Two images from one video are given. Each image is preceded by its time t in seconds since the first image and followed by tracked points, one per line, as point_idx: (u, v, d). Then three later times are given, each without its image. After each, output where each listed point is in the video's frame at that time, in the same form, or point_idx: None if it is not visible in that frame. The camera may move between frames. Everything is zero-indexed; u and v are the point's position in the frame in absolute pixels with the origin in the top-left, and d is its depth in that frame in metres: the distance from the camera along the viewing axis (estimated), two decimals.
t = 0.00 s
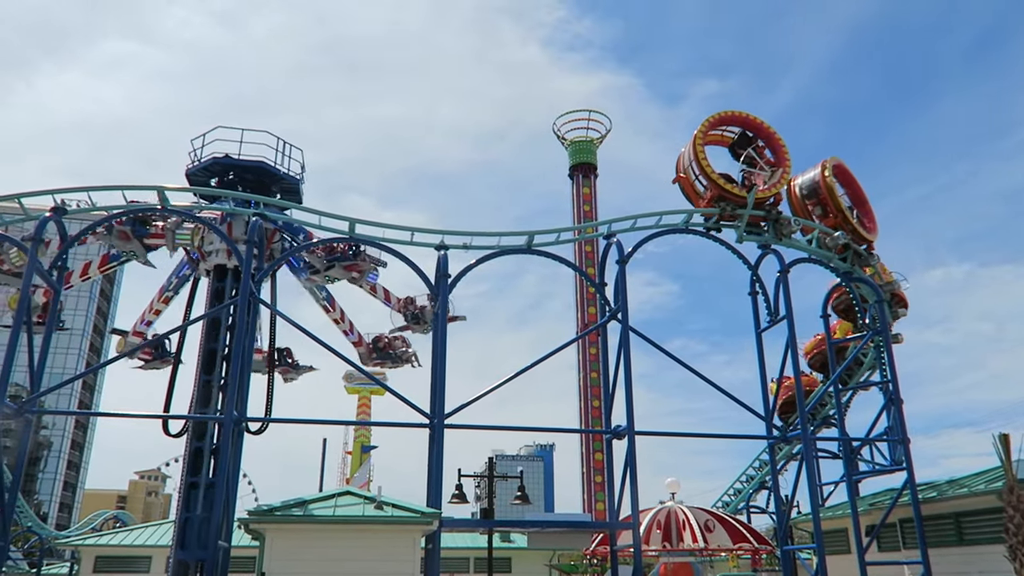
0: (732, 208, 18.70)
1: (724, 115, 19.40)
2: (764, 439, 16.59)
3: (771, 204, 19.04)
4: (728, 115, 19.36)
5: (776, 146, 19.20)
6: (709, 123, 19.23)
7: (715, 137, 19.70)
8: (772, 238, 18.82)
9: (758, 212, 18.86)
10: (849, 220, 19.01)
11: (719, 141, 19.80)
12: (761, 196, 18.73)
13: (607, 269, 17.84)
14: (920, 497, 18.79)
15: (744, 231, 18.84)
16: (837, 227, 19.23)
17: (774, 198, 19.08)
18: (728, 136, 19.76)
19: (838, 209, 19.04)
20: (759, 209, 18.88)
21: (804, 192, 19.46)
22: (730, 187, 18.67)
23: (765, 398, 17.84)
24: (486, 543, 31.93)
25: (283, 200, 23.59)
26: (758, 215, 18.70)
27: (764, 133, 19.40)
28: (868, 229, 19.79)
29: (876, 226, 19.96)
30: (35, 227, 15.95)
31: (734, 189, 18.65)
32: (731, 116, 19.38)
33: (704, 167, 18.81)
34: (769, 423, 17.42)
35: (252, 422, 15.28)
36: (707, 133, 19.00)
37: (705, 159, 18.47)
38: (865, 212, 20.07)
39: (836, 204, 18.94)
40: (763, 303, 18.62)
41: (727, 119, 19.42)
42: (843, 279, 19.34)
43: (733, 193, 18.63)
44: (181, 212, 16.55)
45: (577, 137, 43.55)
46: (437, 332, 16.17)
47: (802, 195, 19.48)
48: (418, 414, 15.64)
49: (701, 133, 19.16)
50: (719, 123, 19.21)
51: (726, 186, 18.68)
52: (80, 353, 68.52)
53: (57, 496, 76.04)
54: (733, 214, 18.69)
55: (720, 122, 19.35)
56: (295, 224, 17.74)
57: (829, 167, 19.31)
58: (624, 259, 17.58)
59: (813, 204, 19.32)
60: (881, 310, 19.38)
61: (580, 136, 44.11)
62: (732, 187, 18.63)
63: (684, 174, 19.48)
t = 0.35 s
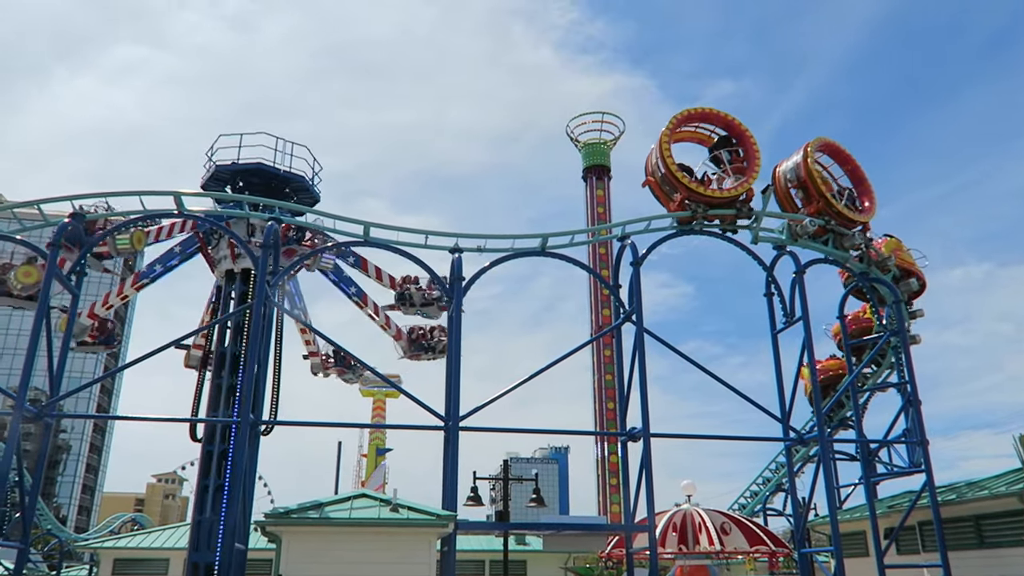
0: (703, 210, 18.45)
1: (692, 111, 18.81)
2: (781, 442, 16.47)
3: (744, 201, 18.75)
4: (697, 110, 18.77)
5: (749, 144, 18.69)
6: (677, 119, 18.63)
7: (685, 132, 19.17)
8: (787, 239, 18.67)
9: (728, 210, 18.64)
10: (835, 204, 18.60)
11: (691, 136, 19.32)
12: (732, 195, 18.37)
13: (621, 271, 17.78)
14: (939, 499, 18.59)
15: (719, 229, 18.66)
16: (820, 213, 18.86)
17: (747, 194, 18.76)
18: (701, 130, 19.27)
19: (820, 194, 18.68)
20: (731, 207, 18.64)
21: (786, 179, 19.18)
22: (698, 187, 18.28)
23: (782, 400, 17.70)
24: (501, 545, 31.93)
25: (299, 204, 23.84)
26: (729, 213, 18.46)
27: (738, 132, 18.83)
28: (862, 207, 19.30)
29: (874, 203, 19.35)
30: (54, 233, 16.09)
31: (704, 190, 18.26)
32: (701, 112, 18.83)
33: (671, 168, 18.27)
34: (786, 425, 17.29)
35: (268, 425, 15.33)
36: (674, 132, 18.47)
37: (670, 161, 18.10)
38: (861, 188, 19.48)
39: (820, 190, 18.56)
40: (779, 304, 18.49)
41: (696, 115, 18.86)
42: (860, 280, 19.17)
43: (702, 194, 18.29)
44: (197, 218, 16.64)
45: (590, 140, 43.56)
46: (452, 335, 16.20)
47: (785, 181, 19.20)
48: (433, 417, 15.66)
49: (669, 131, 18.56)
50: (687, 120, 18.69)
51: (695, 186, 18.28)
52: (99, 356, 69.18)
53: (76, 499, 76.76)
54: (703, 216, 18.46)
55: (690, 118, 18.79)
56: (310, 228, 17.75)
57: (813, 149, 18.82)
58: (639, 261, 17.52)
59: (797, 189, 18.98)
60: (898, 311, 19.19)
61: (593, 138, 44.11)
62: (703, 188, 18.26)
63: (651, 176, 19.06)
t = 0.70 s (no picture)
0: (672, 211, 18.15)
1: (658, 108, 18.35)
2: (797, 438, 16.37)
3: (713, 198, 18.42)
4: (662, 107, 18.28)
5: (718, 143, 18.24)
6: (641, 118, 18.22)
7: (654, 129, 18.70)
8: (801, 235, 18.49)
9: (697, 209, 18.31)
10: (809, 189, 18.20)
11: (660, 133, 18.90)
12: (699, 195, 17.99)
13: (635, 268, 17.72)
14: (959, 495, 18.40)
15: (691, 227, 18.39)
16: (795, 199, 18.47)
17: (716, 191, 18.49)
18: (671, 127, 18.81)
19: (793, 180, 18.33)
20: (699, 205, 18.31)
21: (761, 167, 18.86)
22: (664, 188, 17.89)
23: (798, 397, 17.57)
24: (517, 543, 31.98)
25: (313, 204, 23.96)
26: (698, 213, 18.13)
27: (712, 136, 18.44)
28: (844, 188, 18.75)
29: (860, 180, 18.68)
30: (72, 234, 16.21)
31: (670, 190, 17.88)
32: (667, 109, 18.34)
33: (633, 169, 17.95)
34: (802, 421, 17.19)
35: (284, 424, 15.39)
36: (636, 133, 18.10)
37: (633, 162, 17.77)
38: (846, 164, 18.83)
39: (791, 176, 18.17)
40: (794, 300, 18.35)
41: (663, 112, 18.40)
42: (877, 276, 18.96)
43: (668, 195, 17.92)
44: (212, 218, 16.70)
45: (603, 137, 43.52)
46: (466, 333, 16.21)
47: (760, 169, 18.91)
48: (448, 415, 15.68)
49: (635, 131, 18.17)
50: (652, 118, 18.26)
51: (661, 187, 17.89)
52: (116, 357, 69.75)
53: (95, 498, 77.50)
54: (672, 217, 18.16)
55: (655, 115, 18.35)
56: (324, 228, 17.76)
57: (785, 134, 18.36)
58: (652, 258, 17.46)
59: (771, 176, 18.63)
60: (916, 306, 18.92)
61: (606, 135, 44.06)
62: (670, 188, 17.87)
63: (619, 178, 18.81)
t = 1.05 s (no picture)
0: (642, 217, 18.08)
1: (622, 111, 18.33)
2: (815, 436, 16.26)
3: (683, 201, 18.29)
4: (626, 111, 18.25)
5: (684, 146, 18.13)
6: (603, 123, 18.14)
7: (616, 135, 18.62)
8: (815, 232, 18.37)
9: (667, 214, 18.18)
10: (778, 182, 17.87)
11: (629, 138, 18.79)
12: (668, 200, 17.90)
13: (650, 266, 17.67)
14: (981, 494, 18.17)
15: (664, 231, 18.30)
16: (765, 194, 18.16)
17: (685, 193, 18.39)
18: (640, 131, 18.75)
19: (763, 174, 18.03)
20: (669, 210, 18.19)
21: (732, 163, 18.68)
22: (629, 194, 17.83)
23: (816, 395, 17.44)
24: (535, 543, 32.01)
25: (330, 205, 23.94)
26: (668, 217, 18.01)
27: (674, 137, 18.42)
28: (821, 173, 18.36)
29: (837, 162, 18.26)
30: (91, 238, 16.38)
31: (634, 196, 17.81)
32: (632, 113, 18.31)
33: (599, 178, 17.81)
34: (820, 419, 17.07)
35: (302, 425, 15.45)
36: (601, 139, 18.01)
37: (596, 169, 17.71)
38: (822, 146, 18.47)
39: (759, 173, 17.87)
40: (811, 298, 18.22)
41: (628, 116, 18.35)
42: (895, 271, 18.74)
43: (635, 201, 17.86)
44: (228, 220, 16.83)
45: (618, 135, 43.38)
46: (481, 332, 16.23)
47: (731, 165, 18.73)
48: (464, 415, 15.71)
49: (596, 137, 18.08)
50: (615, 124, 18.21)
51: (627, 193, 17.85)
52: (136, 359, 70.42)
53: (116, 499, 78.25)
54: (641, 223, 18.07)
55: (620, 121, 18.31)
56: (339, 229, 17.82)
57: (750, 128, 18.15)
58: (668, 256, 17.41)
59: (742, 171, 18.39)
60: (935, 303, 18.65)
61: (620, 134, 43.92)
62: (635, 195, 17.80)
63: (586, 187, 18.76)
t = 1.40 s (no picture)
0: (613, 224, 17.35)
1: (604, 116, 17.55)
2: (840, 434, 16.08)
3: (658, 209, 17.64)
4: (606, 117, 17.49)
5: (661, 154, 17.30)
6: (578, 126, 17.44)
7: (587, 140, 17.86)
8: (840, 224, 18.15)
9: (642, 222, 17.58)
10: (750, 181, 17.33)
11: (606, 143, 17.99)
12: (643, 208, 17.14)
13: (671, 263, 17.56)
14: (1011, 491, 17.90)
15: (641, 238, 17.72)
16: (739, 192, 17.63)
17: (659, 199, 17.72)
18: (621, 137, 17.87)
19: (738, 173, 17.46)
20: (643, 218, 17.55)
21: (704, 165, 18.12)
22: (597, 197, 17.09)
23: (840, 392, 17.26)
24: (557, 541, 32.01)
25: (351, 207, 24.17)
26: (641, 226, 17.40)
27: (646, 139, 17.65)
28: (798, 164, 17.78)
29: (810, 151, 17.64)
30: (116, 241, 16.55)
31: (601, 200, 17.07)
32: (613, 117, 17.54)
33: (573, 186, 17.11)
34: (845, 417, 16.89)
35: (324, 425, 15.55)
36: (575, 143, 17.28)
37: (566, 172, 17.04)
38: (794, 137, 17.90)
39: (730, 172, 17.33)
40: (835, 294, 18.02)
41: (613, 121, 17.57)
42: (921, 266, 18.45)
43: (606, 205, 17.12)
44: (250, 222, 16.93)
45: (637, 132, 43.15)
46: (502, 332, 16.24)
47: (704, 168, 18.20)
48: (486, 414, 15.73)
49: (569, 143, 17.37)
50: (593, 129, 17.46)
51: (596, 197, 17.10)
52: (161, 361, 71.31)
53: (142, 499, 79.23)
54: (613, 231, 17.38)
55: (597, 125, 17.53)
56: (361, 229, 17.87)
57: (717, 126, 17.55)
58: (689, 253, 17.30)
59: (715, 172, 17.86)
60: (961, 298, 18.40)
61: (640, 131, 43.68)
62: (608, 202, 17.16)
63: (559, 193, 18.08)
